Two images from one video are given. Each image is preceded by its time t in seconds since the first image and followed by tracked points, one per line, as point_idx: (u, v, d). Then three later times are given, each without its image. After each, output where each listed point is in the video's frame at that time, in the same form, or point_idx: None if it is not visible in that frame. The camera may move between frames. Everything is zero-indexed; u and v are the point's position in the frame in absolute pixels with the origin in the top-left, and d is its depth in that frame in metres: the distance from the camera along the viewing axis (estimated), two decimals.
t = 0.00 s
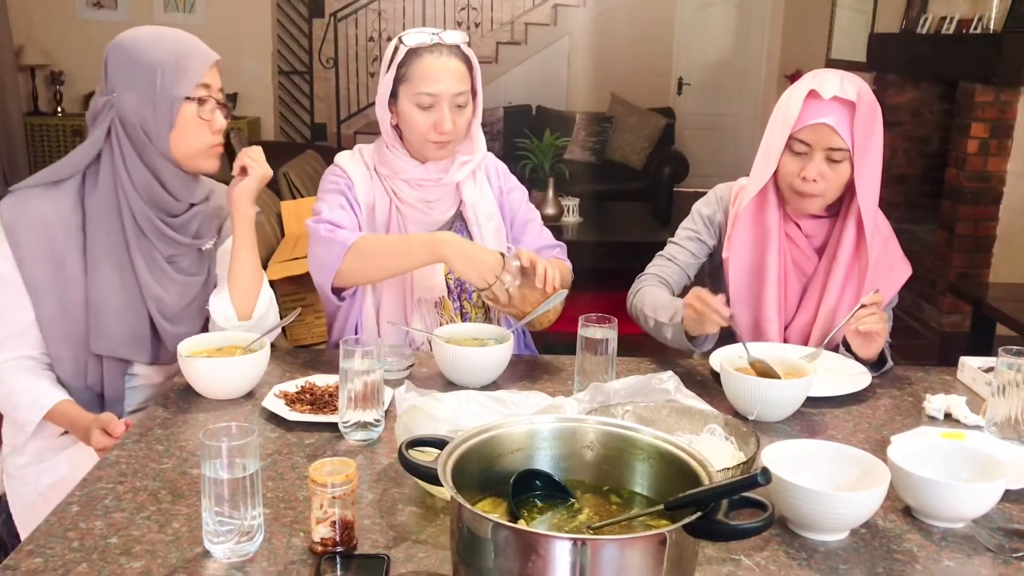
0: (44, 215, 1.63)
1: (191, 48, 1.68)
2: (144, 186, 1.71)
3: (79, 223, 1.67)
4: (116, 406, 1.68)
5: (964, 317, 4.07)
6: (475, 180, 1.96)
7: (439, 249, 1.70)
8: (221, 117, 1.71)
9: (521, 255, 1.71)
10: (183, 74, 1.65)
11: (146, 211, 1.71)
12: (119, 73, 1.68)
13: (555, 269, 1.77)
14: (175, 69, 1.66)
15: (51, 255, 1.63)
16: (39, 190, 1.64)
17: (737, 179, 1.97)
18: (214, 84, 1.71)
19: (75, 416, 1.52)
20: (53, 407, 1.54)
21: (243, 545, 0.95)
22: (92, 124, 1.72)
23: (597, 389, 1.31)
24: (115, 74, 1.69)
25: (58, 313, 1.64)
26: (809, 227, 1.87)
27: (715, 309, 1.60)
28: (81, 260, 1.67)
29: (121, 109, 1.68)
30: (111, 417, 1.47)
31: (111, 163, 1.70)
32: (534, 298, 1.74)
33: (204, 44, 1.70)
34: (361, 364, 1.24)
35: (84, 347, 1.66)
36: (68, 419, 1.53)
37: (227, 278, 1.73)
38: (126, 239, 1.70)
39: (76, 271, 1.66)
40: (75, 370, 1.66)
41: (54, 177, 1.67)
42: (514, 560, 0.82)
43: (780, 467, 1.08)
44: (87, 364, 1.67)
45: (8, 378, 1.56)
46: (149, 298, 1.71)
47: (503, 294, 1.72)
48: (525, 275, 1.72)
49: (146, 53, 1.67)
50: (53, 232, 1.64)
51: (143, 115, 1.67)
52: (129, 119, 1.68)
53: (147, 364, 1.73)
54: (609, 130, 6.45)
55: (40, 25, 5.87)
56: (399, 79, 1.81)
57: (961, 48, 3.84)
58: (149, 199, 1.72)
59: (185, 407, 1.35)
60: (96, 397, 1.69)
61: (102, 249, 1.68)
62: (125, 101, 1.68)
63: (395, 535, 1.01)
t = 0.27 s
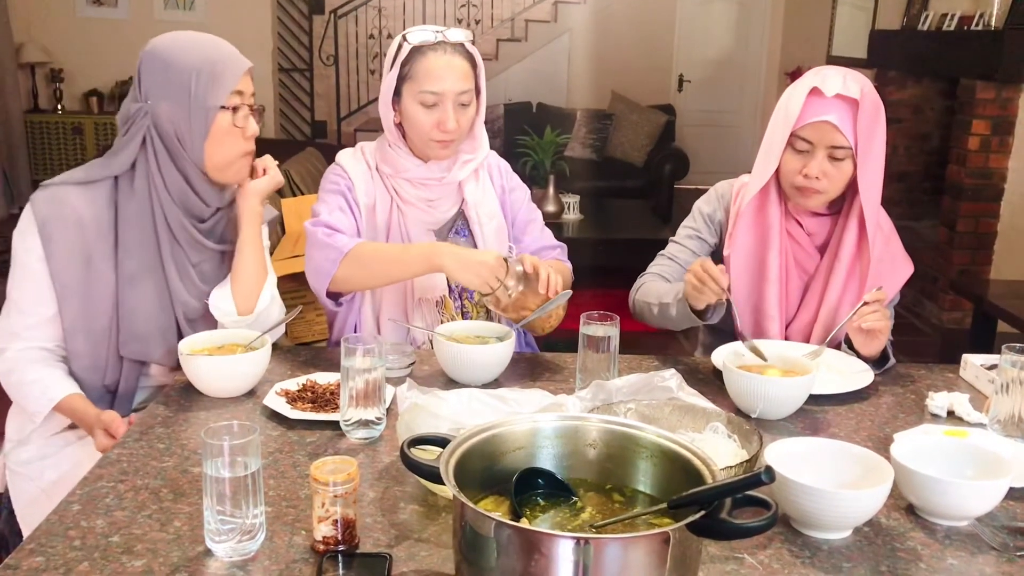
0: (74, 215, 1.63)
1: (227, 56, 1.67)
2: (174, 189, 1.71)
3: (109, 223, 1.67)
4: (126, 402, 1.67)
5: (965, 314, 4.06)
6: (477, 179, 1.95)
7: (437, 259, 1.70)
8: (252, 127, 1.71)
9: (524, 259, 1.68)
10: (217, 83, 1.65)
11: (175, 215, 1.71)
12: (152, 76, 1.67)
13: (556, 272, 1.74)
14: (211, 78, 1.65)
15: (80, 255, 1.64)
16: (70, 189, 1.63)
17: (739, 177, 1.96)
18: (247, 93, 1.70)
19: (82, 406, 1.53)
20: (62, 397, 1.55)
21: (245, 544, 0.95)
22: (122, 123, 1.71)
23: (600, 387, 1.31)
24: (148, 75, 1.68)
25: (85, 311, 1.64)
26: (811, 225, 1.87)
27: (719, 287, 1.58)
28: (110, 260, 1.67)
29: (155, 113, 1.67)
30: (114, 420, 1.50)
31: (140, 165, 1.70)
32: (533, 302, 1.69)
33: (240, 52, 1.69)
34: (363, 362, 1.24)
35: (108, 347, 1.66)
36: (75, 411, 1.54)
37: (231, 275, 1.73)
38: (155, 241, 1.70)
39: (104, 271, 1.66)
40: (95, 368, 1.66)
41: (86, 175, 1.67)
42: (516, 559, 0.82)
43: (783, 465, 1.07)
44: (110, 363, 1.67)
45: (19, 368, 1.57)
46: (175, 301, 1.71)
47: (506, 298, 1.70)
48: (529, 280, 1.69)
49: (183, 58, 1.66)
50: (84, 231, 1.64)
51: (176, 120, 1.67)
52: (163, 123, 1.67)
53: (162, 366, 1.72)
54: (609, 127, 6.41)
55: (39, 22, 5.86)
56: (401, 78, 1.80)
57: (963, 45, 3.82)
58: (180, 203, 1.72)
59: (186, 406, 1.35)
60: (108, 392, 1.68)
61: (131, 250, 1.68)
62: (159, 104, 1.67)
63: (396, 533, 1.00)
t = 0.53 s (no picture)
0: (92, 212, 1.63)
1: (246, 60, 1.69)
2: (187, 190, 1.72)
3: (125, 222, 1.67)
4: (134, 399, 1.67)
5: (969, 314, 4.05)
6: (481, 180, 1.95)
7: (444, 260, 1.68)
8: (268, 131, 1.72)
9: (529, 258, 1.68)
10: (235, 86, 1.66)
11: (190, 216, 1.71)
12: (172, 78, 1.69)
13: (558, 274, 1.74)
14: (229, 81, 1.66)
15: (97, 253, 1.64)
16: (87, 187, 1.64)
17: (742, 178, 1.96)
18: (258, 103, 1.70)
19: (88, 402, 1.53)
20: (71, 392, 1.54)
21: (250, 545, 0.94)
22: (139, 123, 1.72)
23: (605, 387, 1.30)
24: (168, 77, 1.69)
25: (99, 308, 1.63)
26: (815, 226, 1.86)
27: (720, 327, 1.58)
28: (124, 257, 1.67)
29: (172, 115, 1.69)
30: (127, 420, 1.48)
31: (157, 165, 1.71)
32: (535, 303, 1.68)
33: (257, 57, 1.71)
34: (367, 362, 1.24)
35: (119, 345, 1.66)
36: (82, 408, 1.53)
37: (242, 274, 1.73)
38: (169, 242, 1.71)
39: (119, 269, 1.66)
40: (105, 366, 1.65)
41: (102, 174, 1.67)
42: (522, 560, 0.81)
43: (788, 466, 1.07)
44: (120, 360, 1.66)
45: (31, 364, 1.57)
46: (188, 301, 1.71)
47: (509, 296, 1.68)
48: (533, 280, 1.67)
49: (201, 62, 1.68)
50: (99, 228, 1.64)
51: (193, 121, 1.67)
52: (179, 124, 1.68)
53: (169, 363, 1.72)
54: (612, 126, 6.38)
55: (42, 22, 5.87)
56: (405, 78, 1.80)
57: (966, 44, 3.82)
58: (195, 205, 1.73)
59: (191, 406, 1.35)
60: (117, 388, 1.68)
61: (145, 249, 1.69)
62: (176, 106, 1.68)
63: (401, 533, 1.00)
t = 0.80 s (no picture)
0: (90, 210, 1.62)
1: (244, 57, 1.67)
2: (187, 187, 1.71)
3: (124, 219, 1.67)
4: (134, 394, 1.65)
5: (973, 314, 4.05)
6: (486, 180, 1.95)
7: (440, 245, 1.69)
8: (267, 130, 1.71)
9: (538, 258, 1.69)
10: (232, 85, 1.65)
11: (190, 214, 1.71)
12: (169, 76, 1.68)
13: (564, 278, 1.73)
14: (227, 79, 1.65)
15: (96, 250, 1.63)
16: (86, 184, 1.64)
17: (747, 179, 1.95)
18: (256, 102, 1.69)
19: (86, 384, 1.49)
20: (70, 376, 1.51)
21: (255, 545, 0.94)
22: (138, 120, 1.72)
23: (610, 387, 1.30)
24: (165, 75, 1.69)
25: (99, 305, 1.63)
26: (819, 226, 1.86)
27: (723, 342, 1.54)
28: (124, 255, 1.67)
29: (171, 113, 1.68)
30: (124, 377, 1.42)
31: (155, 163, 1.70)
32: (537, 303, 1.66)
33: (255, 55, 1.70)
34: (373, 362, 1.22)
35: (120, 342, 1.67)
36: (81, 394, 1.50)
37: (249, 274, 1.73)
38: (168, 239, 1.71)
39: (119, 267, 1.66)
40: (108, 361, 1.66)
41: (101, 171, 1.67)
42: (528, 560, 0.81)
43: (795, 467, 1.07)
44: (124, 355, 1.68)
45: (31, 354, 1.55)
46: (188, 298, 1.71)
47: (522, 295, 1.64)
48: (540, 281, 1.66)
49: (199, 59, 1.67)
50: (99, 225, 1.64)
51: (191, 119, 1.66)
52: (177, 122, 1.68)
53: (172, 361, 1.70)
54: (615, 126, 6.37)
55: (46, 22, 5.87)
56: (409, 78, 1.80)
57: (971, 44, 3.80)
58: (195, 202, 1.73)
59: (196, 405, 1.35)
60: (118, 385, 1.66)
61: (145, 246, 1.69)
62: (174, 104, 1.67)
63: (407, 534, 1.00)
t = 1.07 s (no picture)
0: (87, 206, 1.61)
1: (242, 55, 1.68)
2: (183, 184, 1.71)
3: (120, 215, 1.66)
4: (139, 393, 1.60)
5: (978, 314, 4.04)
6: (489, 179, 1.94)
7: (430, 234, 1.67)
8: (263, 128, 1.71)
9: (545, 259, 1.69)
10: (230, 83, 1.65)
11: (186, 211, 1.71)
12: (165, 73, 1.68)
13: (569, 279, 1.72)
14: (225, 77, 1.65)
15: (93, 246, 1.62)
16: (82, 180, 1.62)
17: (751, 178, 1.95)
18: (252, 100, 1.69)
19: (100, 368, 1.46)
20: (80, 359, 1.49)
21: (259, 544, 0.94)
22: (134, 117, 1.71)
23: (614, 386, 1.30)
24: (162, 73, 1.69)
25: (97, 302, 1.62)
26: (823, 226, 1.85)
27: (714, 336, 1.55)
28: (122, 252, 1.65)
29: (166, 109, 1.68)
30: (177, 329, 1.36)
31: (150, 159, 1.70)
32: (542, 303, 1.65)
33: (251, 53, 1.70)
34: (377, 361, 1.23)
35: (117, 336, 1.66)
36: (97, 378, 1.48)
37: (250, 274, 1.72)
38: (164, 236, 1.70)
39: (116, 263, 1.64)
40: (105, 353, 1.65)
41: (96, 168, 1.66)
42: (534, 560, 0.81)
43: (801, 466, 1.06)
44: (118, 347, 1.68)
45: (36, 345, 1.51)
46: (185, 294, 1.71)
47: (530, 295, 1.64)
48: (549, 282, 1.67)
49: (195, 56, 1.66)
50: (95, 221, 1.62)
51: (188, 116, 1.66)
52: (174, 119, 1.67)
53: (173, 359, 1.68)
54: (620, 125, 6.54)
55: (50, 21, 5.88)
56: (413, 76, 1.80)
57: (974, 43, 3.78)
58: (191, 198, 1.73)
59: (199, 404, 1.35)
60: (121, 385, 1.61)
61: (141, 243, 1.68)
62: (170, 100, 1.67)
63: (411, 533, 1.00)
